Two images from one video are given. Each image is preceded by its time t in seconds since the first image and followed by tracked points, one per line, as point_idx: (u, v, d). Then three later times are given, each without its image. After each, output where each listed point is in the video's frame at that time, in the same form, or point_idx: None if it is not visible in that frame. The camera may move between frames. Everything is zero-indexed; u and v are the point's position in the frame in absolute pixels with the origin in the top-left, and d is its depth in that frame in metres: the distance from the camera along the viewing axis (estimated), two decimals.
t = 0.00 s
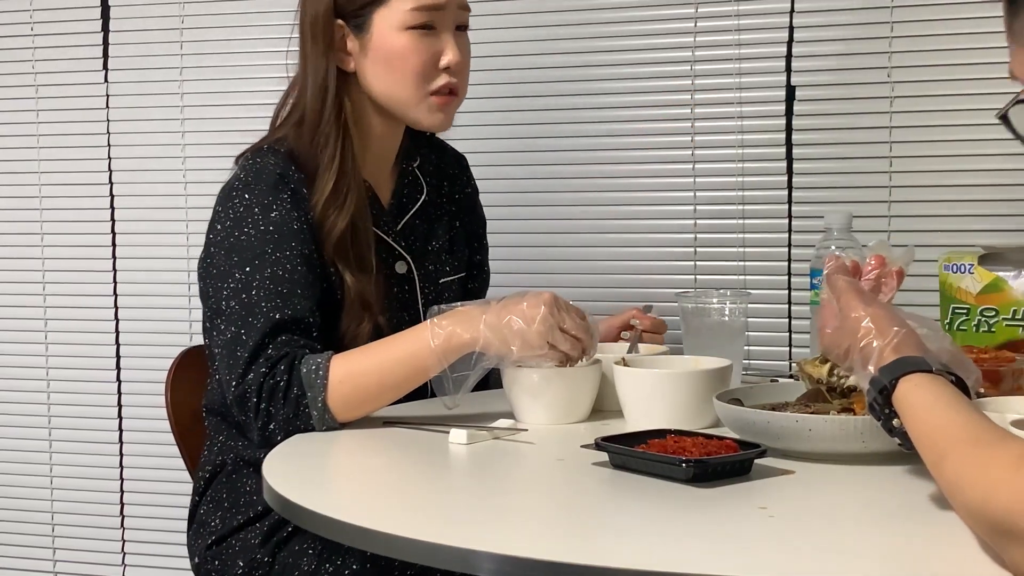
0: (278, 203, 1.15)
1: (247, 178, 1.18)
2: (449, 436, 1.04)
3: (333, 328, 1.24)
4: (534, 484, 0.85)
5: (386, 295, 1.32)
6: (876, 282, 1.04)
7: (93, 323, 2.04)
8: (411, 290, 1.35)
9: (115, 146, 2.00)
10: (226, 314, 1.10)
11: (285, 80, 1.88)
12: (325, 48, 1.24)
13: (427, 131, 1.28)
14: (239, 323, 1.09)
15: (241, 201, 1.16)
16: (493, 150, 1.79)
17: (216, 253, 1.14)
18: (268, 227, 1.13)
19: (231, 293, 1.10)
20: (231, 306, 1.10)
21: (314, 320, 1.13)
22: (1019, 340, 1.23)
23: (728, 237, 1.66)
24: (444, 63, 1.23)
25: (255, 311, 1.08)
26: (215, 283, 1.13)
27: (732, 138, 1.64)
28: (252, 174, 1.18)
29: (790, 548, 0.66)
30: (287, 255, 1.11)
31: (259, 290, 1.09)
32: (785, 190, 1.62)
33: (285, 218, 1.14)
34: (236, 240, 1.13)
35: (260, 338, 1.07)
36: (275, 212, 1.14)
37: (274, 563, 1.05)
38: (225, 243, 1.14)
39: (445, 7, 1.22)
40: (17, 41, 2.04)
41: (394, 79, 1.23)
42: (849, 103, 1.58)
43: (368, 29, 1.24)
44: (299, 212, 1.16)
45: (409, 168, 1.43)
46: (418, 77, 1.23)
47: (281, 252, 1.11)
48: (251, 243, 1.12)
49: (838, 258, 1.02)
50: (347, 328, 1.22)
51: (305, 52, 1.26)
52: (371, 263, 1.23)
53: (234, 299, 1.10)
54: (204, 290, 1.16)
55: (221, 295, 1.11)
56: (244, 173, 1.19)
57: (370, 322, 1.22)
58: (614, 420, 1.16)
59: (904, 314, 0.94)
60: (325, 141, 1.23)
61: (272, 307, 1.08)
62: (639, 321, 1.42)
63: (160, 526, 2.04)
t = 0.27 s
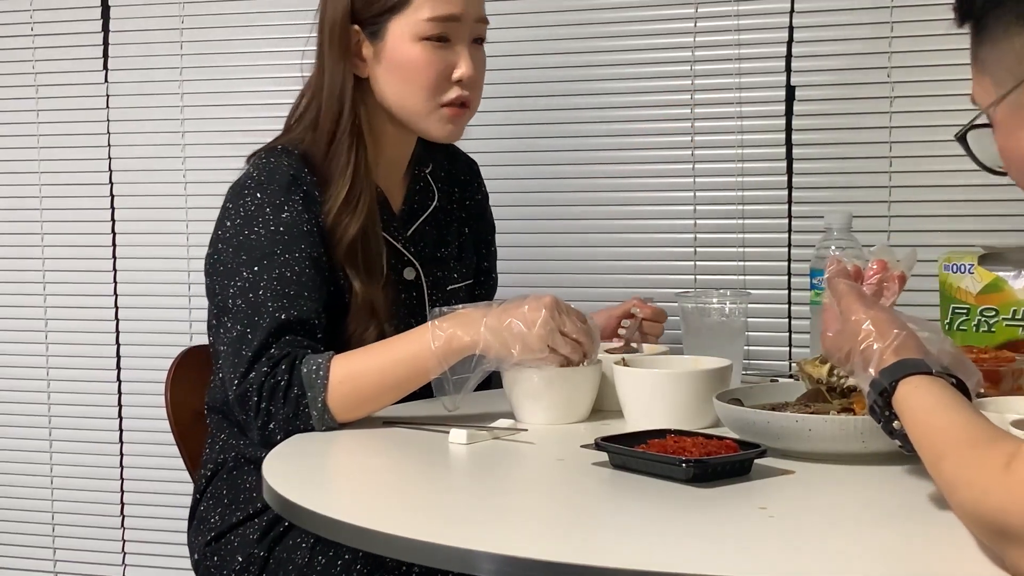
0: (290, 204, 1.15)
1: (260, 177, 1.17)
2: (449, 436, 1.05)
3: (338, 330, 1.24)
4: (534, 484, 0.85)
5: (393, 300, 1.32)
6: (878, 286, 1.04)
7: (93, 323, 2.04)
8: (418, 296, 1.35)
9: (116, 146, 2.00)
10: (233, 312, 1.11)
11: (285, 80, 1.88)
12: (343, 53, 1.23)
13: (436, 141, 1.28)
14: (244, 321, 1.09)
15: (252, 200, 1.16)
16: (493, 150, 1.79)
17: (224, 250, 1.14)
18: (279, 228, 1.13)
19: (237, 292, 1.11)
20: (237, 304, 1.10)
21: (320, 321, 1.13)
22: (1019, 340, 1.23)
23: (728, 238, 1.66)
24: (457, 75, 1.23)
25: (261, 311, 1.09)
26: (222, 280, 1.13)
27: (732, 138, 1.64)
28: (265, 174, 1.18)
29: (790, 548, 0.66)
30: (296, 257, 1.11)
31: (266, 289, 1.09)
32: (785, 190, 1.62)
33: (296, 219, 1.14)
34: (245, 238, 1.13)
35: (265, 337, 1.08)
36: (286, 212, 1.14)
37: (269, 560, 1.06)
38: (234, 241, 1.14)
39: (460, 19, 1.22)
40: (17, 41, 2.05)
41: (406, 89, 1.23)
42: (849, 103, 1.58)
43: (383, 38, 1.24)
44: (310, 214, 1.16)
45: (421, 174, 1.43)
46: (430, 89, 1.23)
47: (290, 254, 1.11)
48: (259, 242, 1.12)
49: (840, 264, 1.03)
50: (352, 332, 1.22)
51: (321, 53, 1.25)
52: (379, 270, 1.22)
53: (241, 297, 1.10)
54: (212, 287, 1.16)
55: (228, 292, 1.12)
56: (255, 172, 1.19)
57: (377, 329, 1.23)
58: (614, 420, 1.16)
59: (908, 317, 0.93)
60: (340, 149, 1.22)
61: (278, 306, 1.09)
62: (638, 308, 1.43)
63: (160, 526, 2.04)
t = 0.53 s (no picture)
0: (305, 205, 1.14)
1: (276, 177, 1.16)
2: (449, 436, 1.05)
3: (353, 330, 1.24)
4: (534, 484, 0.85)
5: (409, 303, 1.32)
6: (871, 295, 1.05)
7: (94, 323, 2.05)
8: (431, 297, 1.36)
9: (116, 146, 2.00)
10: (243, 310, 1.11)
11: (285, 80, 1.88)
12: (373, 62, 1.22)
13: (447, 151, 1.29)
14: (252, 320, 1.09)
15: (268, 200, 1.15)
16: (493, 150, 1.79)
17: (237, 247, 1.14)
18: (292, 229, 1.12)
19: (248, 291, 1.11)
20: (247, 303, 1.10)
21: (327, 325, 1.13)
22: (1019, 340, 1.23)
23: (729, 238, 1.66)
24: (479, 93, 1.23)
25: (269, 311, 1.09)
26: (234, 277, 1.13)
27: (732, 138, 1.64)
28: (282, 174, 1.17)
29: (790, 549, 0.66)
30: (308, 259, 1.11)
31: (276, 289, 1.09)
32: (785, 190, 1.62)
33: (310, 222, 1.13)
34: (259, 237, 1.13)
35: (271, 336, 1.08)
36: (300, 214, 1.13)
37: (284, 553, 1.05)
38: (249, 240, 1.13)
39: (488, 38, 1.21)
40: (17, 41, 2.05)
41: (427, 103, 1.23)
42: (849, 103, 1.57)
43: (409, 45, 1.22)
44: (325, 218, 1.15)
45: (432, 175, 1.44)
46: (451, 105, 1.23)
47: (302, 256, 1.11)
48: (272, 243, 1.12)
49: (834, 272, 1.03)
50: (369, 334, 1.22)
51: (347, 55, 1.24)
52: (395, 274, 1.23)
53: (251, 296, 1.10)
54: (223, 283, 1.16)
55: (239, 290, 1.12)
56: (272, 172, 1.18)
57: (394, 328, 1.23)
58: (614, 421, 1.17)
59: (901, 325, 0.94)
60: (367, 154, 1.21)
61: (285, 308, 1.09)
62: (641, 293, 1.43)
63: (160, 526, 2.04)
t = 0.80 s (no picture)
0: (316, 206, 1.13)
1: (289, 174, 1.15)
2: (449, 436, 1.04)
3: (363, 327, 1.25)
4: (534, 484, 0.85)
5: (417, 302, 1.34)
6: (882, 298, 1.04)
7: (94, 323, 2.05)
8: (435, 296, 1.38)
9: (116, 146, 2.01)
10: (249, 308, 1.11)
11: (285, 80, 1.88)
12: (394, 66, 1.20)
13: (461, 156, 1.29)
14: (258, 319, 1.09)
15: (279, 197, 1.14)
16: (493, 149, 1.79)
17: (248, 243, 1.14)
18: (302, 228, 1.11)
19: (255, 289, 1.10)
20: (253, 301, 1.10)
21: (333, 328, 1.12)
22: (1019, 340, 1.23)
23: (729, 238, 1.66)
24: (499, 99, 1.23)
25: (275, 311, 1.08)
26: (243, 274, 1.13)
27: (732, 138, 1.64)
28: (295, 171, 1.16)
29: (790, 549, 0.66)
30: (317, 260, 1.10)
31: (284, 289, 1.09)
32: (785, 190, 1.62)
33: (321, 222, 1.12)
34: (269, 235, 1.12)
35: (276, 337, 1.08)
36: (311, 214, 1.12)
37: (312, 553, 1.02)
38: (259, 237, 1.13)
39: (509, 43, 1.21)
40: (17, 41, 2.05)
41: (446, 108, 1.23)
42: (849, 103, 1.57)
43: (431, 49, 1.21)
44: (336, 218, 1.14)
45: (436, 173, 1.45)
46: (470, 110, 1.22)
47: (311, 256, 1.10)
48: (282, 241, 1.11)
49: (844, 270, 1.02)
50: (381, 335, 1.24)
51: (366, 57, 1.23)
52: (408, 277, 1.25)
53: (257, 294, 1.10)
54: (231, 279, 1.16)
55: (246, 288, 1.12)
56: (285, 168, 1.17)
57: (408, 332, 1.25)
58: (614, 421, 1.17)
59: (910, 325, 0.93)
60: (387, 156, 1.22)
61: (292, 310, 1.08)
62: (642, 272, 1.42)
63: (160, 526, 2.04)
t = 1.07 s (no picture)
0: (328, 206, 1.13)
1: (303, 173, 1.16)
2: (449, 436, 1.04)
3: (373, 328, 1.25)
4: (535, 484, 0.85)
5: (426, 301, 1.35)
6: (888, 296, 1.05)
7: (94, 323, 2.05)
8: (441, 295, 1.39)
9: (116, 146, 2.01)
10: (255, 307, 1.10)
11: (285, 80, 1.88)
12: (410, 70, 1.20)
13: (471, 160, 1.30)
14: (263, 319, 1.09)
15: (290, 196, 1.14)
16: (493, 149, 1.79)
17: (257, 240, 1.13)
18: (313, 228, 1.11)
19: (262, 287, 1.10)
20: (259, 300, 1.09)
21: (339, 330, 1.12)
22: (1019, 340, 1.23)
23: (728, 238, 1.66)
24: (510, 108, 1.23)
25: (281, 312, 1.08)
26: (251, 270, 1.12)
27: (733, 138, 1.64)
28: (308, 171, 1.16)
29: (789, 549, 0.66)
30: (326, 261, 1.10)
31: (291, 289, 1.08)
32: (785, 190, 1.62)
33: (332, 223, 1.12)
34: (278, 233, 1.12)
35: (280, 337, 1.08)
36: (323, 214, 1.12)
37: (327, 558, 1.01)
38: (268, 236, 1.12)
39: (524, 53, 1.20)
40: (17, 41, 2.05)
41: (457, 115, 1.22)
42: (850, 103, 1.57)
43: (445, 53, 1.20)
44: (348, 219, 1.14)
45: (441, 173, 1.45)
46: (481, 118, 1.22)
47: (321, 257, 1.10)
48: (292, 240, 1.11)
49: (851, 268, 1.02)
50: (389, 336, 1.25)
51: (383, 59, 1.22)
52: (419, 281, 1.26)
53: (263, 293, 1.10)
54: (239, 275, 1.15)
55: (252, 286, 1.11)
56: (297, 167, 1.17)
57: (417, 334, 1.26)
58: (614, 421, 1.16)
59: (918, 325, 0.93)
60: (401, 159, 1.21)
61: (297, 311, 1.08)
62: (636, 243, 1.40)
63: (159, 526, 2.04)
